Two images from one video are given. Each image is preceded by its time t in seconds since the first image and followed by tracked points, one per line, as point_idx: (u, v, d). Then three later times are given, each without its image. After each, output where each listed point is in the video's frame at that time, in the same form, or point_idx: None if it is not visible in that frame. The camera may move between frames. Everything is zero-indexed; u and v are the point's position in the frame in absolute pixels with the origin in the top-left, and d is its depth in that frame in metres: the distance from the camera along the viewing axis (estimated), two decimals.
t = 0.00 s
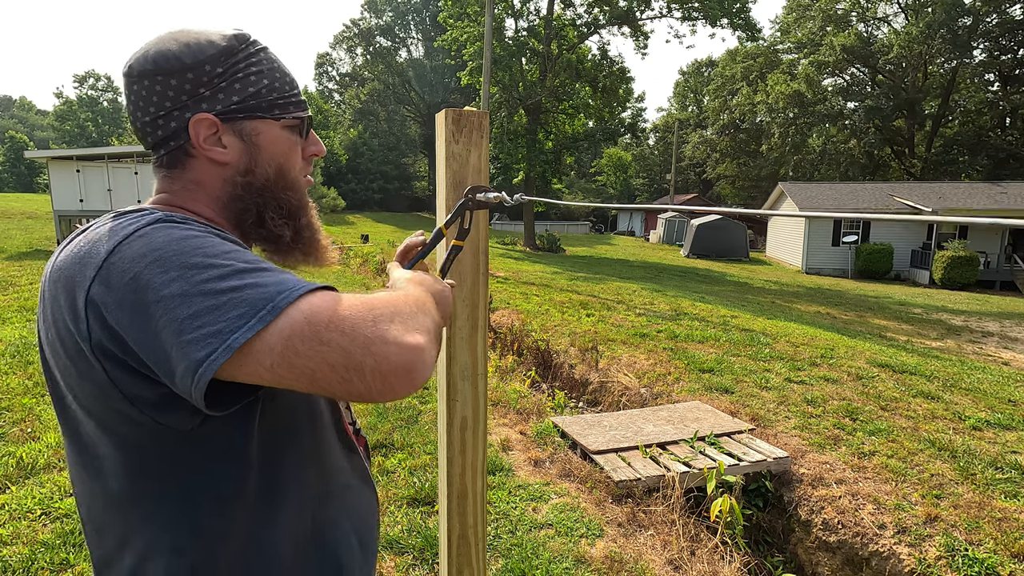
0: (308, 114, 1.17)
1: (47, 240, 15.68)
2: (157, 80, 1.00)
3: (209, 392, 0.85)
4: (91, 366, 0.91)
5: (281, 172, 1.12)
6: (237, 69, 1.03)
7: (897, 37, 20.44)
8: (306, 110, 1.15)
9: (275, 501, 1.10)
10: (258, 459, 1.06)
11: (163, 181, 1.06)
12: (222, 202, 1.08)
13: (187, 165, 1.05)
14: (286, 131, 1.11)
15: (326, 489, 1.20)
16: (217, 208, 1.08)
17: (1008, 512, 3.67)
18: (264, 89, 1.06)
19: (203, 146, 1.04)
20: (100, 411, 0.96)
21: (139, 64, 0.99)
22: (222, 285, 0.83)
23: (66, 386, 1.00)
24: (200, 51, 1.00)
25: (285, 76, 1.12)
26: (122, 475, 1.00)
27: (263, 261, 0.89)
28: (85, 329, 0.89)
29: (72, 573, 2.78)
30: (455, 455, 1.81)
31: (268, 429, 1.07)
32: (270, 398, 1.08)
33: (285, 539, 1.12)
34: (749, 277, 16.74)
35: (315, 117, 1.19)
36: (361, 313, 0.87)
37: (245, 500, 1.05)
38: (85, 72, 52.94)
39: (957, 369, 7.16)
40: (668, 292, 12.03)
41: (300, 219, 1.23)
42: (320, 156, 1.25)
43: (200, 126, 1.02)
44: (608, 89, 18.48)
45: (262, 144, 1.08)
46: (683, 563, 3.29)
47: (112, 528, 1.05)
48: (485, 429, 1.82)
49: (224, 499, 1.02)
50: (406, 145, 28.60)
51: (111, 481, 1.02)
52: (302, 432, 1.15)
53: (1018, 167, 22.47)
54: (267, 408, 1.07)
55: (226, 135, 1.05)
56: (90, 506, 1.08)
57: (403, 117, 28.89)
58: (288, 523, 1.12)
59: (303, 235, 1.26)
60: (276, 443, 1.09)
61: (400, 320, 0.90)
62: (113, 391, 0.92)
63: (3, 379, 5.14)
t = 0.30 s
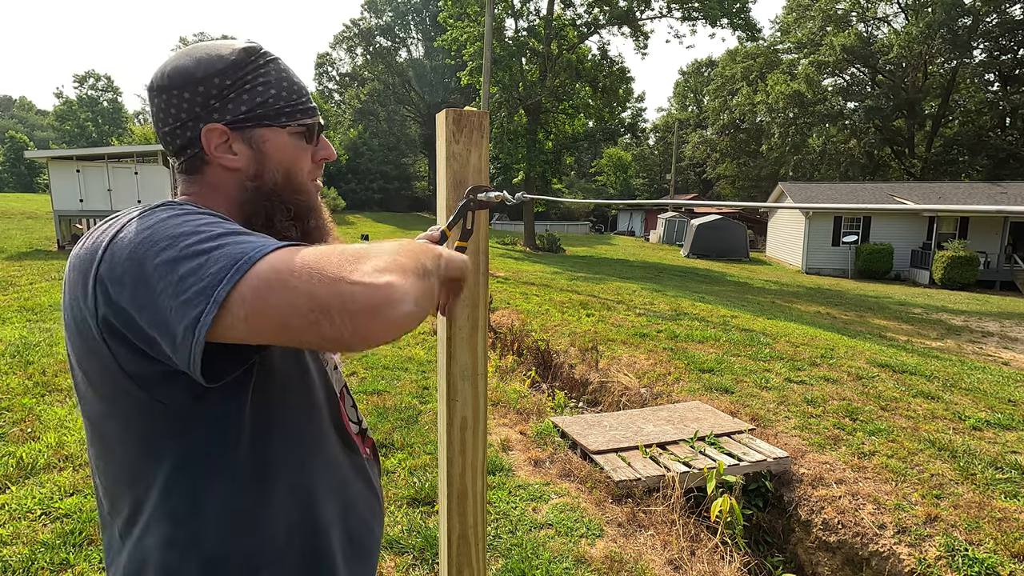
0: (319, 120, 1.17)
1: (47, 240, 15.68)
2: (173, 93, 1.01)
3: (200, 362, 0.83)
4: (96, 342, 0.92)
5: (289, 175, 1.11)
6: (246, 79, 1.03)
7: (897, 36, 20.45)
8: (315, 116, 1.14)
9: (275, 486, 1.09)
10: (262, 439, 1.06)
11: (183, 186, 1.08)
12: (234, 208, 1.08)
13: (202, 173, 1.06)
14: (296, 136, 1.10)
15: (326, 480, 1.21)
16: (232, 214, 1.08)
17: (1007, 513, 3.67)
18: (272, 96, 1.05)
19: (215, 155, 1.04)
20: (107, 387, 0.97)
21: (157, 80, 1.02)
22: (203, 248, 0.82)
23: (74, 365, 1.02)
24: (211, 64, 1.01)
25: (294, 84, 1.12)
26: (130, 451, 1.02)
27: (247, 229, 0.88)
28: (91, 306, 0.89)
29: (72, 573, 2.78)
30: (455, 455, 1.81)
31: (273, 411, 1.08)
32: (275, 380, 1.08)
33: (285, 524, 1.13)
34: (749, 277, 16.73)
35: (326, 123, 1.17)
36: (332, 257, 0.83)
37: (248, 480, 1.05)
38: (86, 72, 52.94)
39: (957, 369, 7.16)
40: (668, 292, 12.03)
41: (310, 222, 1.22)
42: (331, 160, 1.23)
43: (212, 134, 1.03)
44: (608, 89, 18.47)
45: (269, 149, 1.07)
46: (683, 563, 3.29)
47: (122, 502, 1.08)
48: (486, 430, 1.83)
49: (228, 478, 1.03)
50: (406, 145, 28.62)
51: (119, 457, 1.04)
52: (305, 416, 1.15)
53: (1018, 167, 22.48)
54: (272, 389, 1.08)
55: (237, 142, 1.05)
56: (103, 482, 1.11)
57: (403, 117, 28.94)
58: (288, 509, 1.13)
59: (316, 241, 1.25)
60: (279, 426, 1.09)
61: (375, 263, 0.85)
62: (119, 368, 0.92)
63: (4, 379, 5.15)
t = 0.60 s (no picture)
0: (315, 120, 1.17)
1: (47, 240, 15.67)
2: (169, 93, 1.02)
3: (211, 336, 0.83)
4: (86, 337, 0.90)
5: (282, 174, 1.10)
6: (241, 80, 1.03)
7: (897, 37, 20.45)
8: (310, 117, 1.13)
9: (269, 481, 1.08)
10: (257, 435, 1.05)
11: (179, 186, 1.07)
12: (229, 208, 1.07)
13: (197, 171, 1.05)
14: (290, 136, 1.10)
15: (322, 475, 1.20)
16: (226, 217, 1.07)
17: (1008, 512, 3.67)
18: (269, 95, 1.05)
19: (209, 153, 1.03)
20: (97, 380, 0.95)
21: (153, 81, 1.02)
22: (184, 216, 0.82)
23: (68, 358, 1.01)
24: (205, 64, 1.01)
25: (288, 84, 1.11)
26: (126, 443, 1.01)
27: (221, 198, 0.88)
28: (80, 298, 0.87)
29: (71, 573, 2.78)
30: (455, 455, 1.81)
31: (267, 404, 1.07)
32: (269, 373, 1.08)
33: (280, 517, 1.13)
34: (749, 278, 16.73)
35: (321, 124, 1.17)
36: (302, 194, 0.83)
37: (243, 475, 1.05)
38: (86, 71, 52.97)
39: (957, 369, 7.16)
40: (668, 292, 12.03)
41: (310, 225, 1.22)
42: (327, 164, 1.23)
43: (206, 134, 1.02)
44: (608, 89, 18.47)
45: (264, 147, 1.07)
46: (683, 563, 3.28)
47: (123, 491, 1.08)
48: (486, 429, 1.82)
49: (223, 471, 1.03)
50: (406, 145, 28.61)
51: (115, 448, 1.03)
52: (300, 410, 1.15)
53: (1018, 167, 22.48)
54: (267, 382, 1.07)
55: (231, 142, 1.04)
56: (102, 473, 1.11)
57: (403, 117, 28.95)
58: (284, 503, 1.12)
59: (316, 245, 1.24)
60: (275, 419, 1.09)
61: (349, 189, 0.85)
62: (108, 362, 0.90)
63: (4, 379, 5.15)
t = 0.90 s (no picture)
0: (300, 116, 1.18)
1: (48, 240, 15.67)
2: (144, 85, 0.99)
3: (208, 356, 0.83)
4: (72, 356, 0.88)
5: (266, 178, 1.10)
6: (224, 72, 1.02)
7: (897, 36, 20.45)
8: (295, 112, 1.14)
9: (263, 490, 1.08)
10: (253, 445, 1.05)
11: (157, 183, 1.06)
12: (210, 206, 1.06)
13: (176, 171, 1.04)
14: (277, 135, 1.10)
15: (319, 478, 1.21)
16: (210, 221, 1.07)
17: (1008, 513, 3.67)
18: (255, 91, 1.05)
19: (189, 151, 1.02)
20: (87, 399, 0.94)
21: (126, 68, 0.99)
22: (186, 236, 0.80)
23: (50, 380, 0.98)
24: (185, 56, 0.99)
25: (272, 77, 1.11)
26: (119, 463, 1.00)
27: (218, 213, 0.87)
28: (67, 319, 0.86)
29: (71, 573, 2.78)
30: (455, 455, 1.81)
31: (260, 412, 1.07)
32: (260, 381, 1.08)
33: (277, 525, 1.13)
34: (749, 277, 16.73)
35: (305, 120, 1.18)
36: (315, 212, 0.82)
37: (239, 487, 1.04)
38: (86, 72, 53.01)
39: (957, 369, 7.16)
40: (668, 292, 12.03)
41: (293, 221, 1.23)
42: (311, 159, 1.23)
43: (186, 131, 1.01)
44: (608, 89, 18.46)
45: (250, 148, 1.07)
46: (683, 563, 3.29)
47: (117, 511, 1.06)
48: (486, 429, 1.82)
49: (219, 482, 1.02)
50: (406, 145, 28.60)
51: (107, 467, 1.02)
52: (294, 418, 1.15)
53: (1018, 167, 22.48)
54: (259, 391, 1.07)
55: (213, 139, 1.03)
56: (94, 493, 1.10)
57: (403, 117, 28.96)
58: (280, 508, 1.12)
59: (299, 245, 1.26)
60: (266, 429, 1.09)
61: (361, 208, 0.85)
62: (95, 381, 0.89)
63: (4, 379, 5.15)
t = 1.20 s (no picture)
0: (294, 115, 1.18)
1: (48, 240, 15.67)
2: (132, 74, 0.96)
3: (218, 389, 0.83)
4: (61, 383, 0.87)
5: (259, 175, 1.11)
6: (218, 65, 1.00)
7: (897, 36, 20.45)
8: (290, 111, 1.14)
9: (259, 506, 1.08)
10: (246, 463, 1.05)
11: (142, 179, 1.04)
12: (199, 205, 1.06)
13: (163, 165, 1.03)
14: (273, 133, 1.11)
15: (319, 488, 1.21)
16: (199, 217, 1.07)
17: (1008, 513, 3.67)
18: (253, 89, 1.05)
19: (180, 147, 1.01)
20: (76, 425, 0.92)
21: (115, 58, 0.96)
22: (194, 265, 0.80)
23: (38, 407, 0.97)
24: (178, 45, 0.97)
25: (269, 72, 1.10)
26: (113, 489, 0.99)
27: (224, 235, 0.86)
28: (57, 345, 0.84)
29: (72, 573, 2.78)
30: (455, 456, 1.81)
31: (251, 430, 1.07)
32: (250, 398, 1.07)
33: (278, 539, 1.13)
34: (749, 278, 16.74)
35: (298, 119, 1.18)
36: (337, 248, 0.83)
37: (238, 506, 1.05)
38: (85, 72, 53.04)
39: (957, 369, 7.16)
40: (668, 292, 12.04)
41: (283, 221, 1.25)
42: (303, 157, 1.24)
43: (177, 126, 1.00)
44: (608, 89, 18.47)
45: (246, 145, 1.07)
46: (683, 563, 3.29)
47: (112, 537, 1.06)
48: (486, 429, 1.82)
49: (214, 502, 1.02)
50: (406, 145, 28.60)
51: (100, 494, 1.02)
52: (290, 434, 1.15)
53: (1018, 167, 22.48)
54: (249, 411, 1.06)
55: (205, 135, 1.02)
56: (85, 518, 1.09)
57: (403, 117, 28.96)
58: (279, 524, 1.12)
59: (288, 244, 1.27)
60: (257, 447, 1.08)
61: (382, 241, 0.85)
62: (85, 409, 0.87)
63: (4, 379, 5.15)
